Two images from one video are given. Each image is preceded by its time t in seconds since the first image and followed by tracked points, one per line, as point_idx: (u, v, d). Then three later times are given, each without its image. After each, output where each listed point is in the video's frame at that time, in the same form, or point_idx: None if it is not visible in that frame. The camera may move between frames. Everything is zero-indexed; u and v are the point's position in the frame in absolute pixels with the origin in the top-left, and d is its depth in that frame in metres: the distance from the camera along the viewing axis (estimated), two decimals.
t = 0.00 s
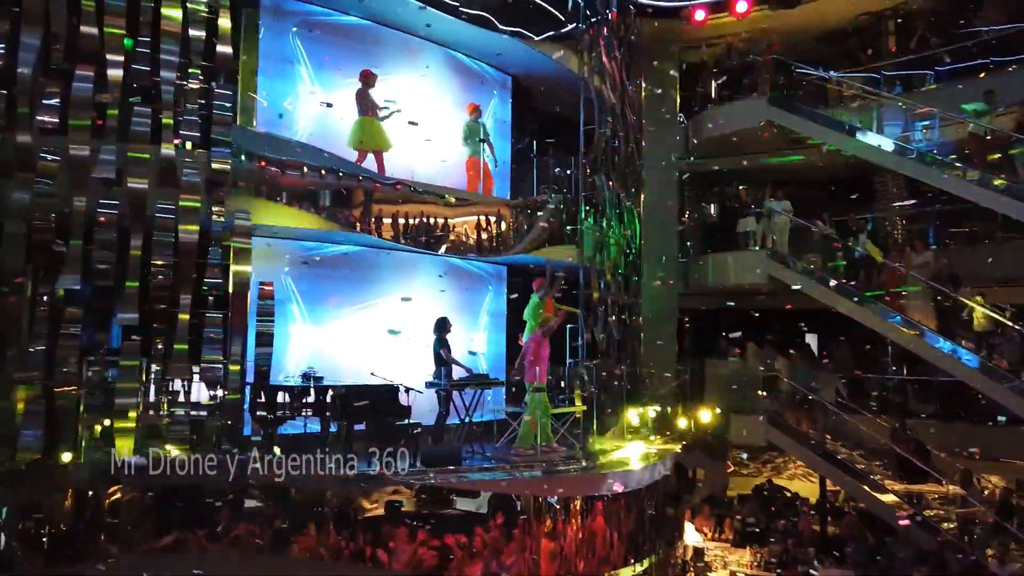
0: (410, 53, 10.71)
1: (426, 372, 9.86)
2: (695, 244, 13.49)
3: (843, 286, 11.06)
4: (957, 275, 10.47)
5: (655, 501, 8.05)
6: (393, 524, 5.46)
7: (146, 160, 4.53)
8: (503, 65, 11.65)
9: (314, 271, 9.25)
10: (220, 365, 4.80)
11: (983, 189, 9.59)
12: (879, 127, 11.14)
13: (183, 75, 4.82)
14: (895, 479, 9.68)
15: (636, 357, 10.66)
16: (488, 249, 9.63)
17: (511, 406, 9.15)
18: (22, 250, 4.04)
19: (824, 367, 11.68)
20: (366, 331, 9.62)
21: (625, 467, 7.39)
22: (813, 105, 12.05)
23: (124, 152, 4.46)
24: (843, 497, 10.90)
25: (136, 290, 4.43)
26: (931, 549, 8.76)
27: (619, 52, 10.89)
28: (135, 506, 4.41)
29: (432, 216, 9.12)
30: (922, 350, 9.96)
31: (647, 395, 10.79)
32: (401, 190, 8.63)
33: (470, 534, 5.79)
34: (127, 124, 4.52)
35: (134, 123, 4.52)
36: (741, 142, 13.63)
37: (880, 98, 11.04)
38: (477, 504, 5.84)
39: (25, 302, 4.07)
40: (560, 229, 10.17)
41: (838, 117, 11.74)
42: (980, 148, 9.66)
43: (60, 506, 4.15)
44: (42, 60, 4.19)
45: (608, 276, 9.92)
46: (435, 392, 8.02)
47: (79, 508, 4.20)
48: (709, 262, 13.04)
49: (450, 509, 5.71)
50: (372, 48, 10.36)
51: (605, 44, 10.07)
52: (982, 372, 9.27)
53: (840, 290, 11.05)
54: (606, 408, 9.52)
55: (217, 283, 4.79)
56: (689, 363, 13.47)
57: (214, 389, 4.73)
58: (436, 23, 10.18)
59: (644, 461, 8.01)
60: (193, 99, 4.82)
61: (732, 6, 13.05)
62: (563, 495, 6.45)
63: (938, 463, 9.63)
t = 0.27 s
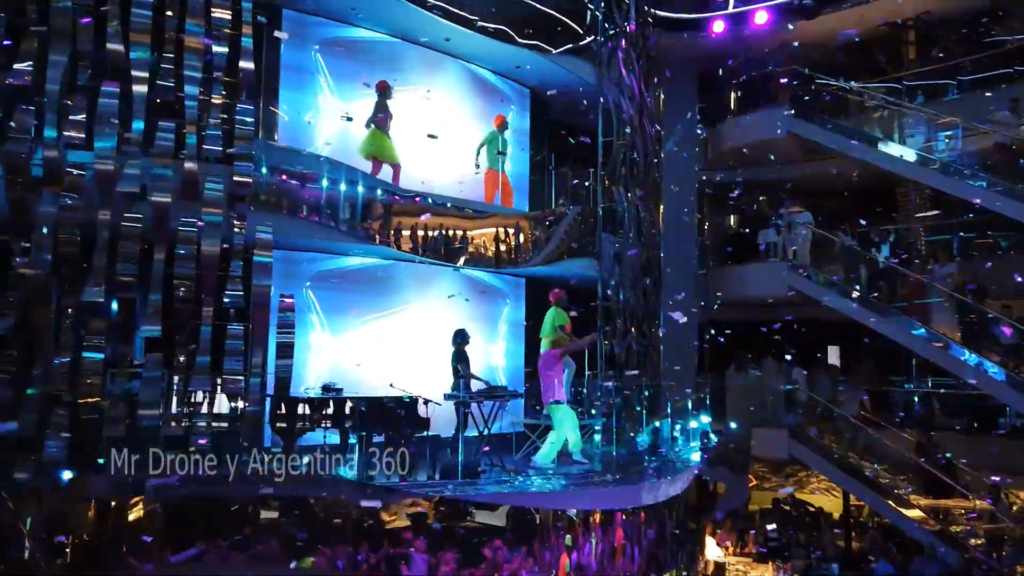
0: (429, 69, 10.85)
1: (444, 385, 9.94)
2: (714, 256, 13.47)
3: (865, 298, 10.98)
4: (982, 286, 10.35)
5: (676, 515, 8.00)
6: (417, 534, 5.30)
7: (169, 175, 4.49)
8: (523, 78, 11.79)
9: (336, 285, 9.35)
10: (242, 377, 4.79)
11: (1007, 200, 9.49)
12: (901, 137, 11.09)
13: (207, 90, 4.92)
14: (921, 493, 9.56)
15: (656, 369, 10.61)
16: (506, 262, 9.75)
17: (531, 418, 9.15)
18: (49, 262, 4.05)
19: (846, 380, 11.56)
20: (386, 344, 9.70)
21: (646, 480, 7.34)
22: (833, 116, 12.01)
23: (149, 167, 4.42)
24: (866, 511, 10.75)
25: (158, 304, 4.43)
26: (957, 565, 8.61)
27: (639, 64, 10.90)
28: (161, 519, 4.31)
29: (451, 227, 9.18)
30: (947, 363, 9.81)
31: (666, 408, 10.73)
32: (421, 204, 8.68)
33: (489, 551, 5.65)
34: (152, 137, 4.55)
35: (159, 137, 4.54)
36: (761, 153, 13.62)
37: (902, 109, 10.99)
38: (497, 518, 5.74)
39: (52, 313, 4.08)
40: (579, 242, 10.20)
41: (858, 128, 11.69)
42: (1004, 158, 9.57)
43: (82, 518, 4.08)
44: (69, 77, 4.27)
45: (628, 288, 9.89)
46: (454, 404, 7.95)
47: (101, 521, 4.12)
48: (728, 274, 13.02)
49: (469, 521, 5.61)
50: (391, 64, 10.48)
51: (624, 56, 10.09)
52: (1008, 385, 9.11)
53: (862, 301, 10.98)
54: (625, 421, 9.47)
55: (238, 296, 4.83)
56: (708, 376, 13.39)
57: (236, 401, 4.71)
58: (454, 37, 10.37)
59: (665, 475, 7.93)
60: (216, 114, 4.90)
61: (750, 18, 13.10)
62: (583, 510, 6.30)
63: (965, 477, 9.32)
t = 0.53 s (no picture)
0: (448, 83, 10.96)
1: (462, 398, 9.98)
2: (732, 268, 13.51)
3: (888, 310, 10.88)
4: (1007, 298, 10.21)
5: (695, 528, 7.95)
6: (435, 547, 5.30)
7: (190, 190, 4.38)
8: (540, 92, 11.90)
9: (355, 298, 9.45)
10: (260, 389, 4.62)
11: None
12: (923, 148, 10.99)
13: (227, 106, 4.87)
14: (946, 508, 9.42)
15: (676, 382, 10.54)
16: (524, 273, 9.77)
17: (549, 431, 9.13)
18: (73, 275, 3.81)
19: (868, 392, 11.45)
20: (406, 356, 9.75)
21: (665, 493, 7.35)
22: (854, 126, 11.92)
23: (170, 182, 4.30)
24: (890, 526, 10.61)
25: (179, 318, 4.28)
26: None
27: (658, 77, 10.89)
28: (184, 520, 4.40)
29: (469, 240, 9.22)
30: (971, 376, 9.61)
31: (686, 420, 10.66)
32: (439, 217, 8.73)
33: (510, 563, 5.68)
34: (174, 154, 4.43)
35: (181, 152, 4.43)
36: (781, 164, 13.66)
37: (924, 119, 10.90)
38: (516, 531, 5.80)
39: (74, 324, 3.82)
40: (599, 254, 10.23)
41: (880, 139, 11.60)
42: None
43: (105, 528, 4.11)
44: (93, 93, 4.07)
45: (647, 301, 9.86)
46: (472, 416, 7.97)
47: (123, 532, 4.17)
48: (747, 285, 13.05)
49: (486, 535, 5.69)
50: (410, 78, 10.56)
51: (642, 69, 10.09)
52: None
53: (885, 313, 10.89)
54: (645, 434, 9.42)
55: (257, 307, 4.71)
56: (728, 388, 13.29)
57: (254, 414, 4.55)
58: (473, 52, 10.46)
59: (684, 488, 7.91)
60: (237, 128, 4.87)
61: (769, 29, 12.94)
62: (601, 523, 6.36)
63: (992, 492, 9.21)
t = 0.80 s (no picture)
0: (464, 96, 11.02)
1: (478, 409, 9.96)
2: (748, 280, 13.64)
3: (906, 321, 10.77)
4: None
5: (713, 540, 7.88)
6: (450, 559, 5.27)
7: (208, 202, 4.52)
8: (554, 104, 12.00)
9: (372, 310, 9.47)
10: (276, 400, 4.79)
11: None
12: (941, 158, 10.92)
13: (245, 119, 4.98)
14: (969, 522, 9.31)
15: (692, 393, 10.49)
16: (539, 285, 9.73)
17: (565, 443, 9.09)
18: (94, 286, 3.98)
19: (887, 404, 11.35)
20: (421, 368, 9.77)
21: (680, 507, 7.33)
22: (870, 136, 11.86)
23: (188, 194, 4.47)
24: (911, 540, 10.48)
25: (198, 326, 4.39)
26: None
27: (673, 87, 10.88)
28: (215, 533, 4.05)
29: (484, 251, 9.21)
30: (997, 391, 9.42)
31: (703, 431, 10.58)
32: (454, 228, 8.76)
33: None
34: (193, 166, 4.58)
35: (200, 166, 4.59)
36: (797, 175, 13.68)
37: (941, 129, 10.84)
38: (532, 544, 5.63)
39: (93, 338, 3.99)
40: (614, 265, 10.27)
41: (896, 149, 11.54)
42: None
43: (122, 538, 3.81)
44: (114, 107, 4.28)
45: (663, 311, 9.83)
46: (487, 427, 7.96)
47: (140, 543, 3.83)
48: (763, 297, 13.08)
49: (502, 547, 5.49)
50: (427, 90, 10.62)
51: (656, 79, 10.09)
52: None
53: (903, 324, 10.75)
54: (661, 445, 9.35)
55: (275, 316, 4.75)
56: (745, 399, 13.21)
57: (270, 424, 4.68)
58: (487, 65, 10.56)
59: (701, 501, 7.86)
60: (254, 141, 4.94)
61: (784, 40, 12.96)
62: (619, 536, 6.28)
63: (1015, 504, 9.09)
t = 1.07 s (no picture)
0: (479, 107, 11.07)
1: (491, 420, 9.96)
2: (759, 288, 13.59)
3: (924, 331, 10.67)
4: None
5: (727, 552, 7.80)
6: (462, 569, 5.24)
7: (224, 213, 4.55)
8: (569, 114, 12.05)
9: (387, 320, 9.48)
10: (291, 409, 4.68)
11: None
12: (958, 166, 10.84)
13: (261, 131, 4.88)
14: (987, 534, 9.18)
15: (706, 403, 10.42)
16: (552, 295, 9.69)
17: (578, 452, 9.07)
18: (111, 297, 4.01)
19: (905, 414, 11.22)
20: (435, 378, 9.78)
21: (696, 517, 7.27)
22: (886, 145, 11.78)
23: (204, 206, 4.51)
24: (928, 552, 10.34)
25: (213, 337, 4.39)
26: None
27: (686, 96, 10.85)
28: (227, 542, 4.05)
29: (497, 260, 9.19)
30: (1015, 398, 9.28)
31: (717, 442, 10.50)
32: (466, 238, 8.72)
33: None
34: (208, 178, 4.60)
35: (215, 177, 4.61)
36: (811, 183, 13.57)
37: (958, 137, 10.75)
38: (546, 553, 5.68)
39: (110, 347, 4.01)
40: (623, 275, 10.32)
41: (913, 157, 11.45)
42: None
43: (137, 546, 3.84)
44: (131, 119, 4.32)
45: (676, 321, 9.78)
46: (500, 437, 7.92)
47: (154, 551, 3.86)
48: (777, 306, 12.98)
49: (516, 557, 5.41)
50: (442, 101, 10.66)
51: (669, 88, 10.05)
52: None
53: (921, 334, 10.67)
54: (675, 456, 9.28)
55: (289, 327, 4.74)
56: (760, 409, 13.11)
57: (284, 432, 4.58)
58: (500, 74, 10.55)
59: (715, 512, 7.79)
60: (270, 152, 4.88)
61: (799, 48, 12.94)
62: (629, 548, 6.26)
63: None
